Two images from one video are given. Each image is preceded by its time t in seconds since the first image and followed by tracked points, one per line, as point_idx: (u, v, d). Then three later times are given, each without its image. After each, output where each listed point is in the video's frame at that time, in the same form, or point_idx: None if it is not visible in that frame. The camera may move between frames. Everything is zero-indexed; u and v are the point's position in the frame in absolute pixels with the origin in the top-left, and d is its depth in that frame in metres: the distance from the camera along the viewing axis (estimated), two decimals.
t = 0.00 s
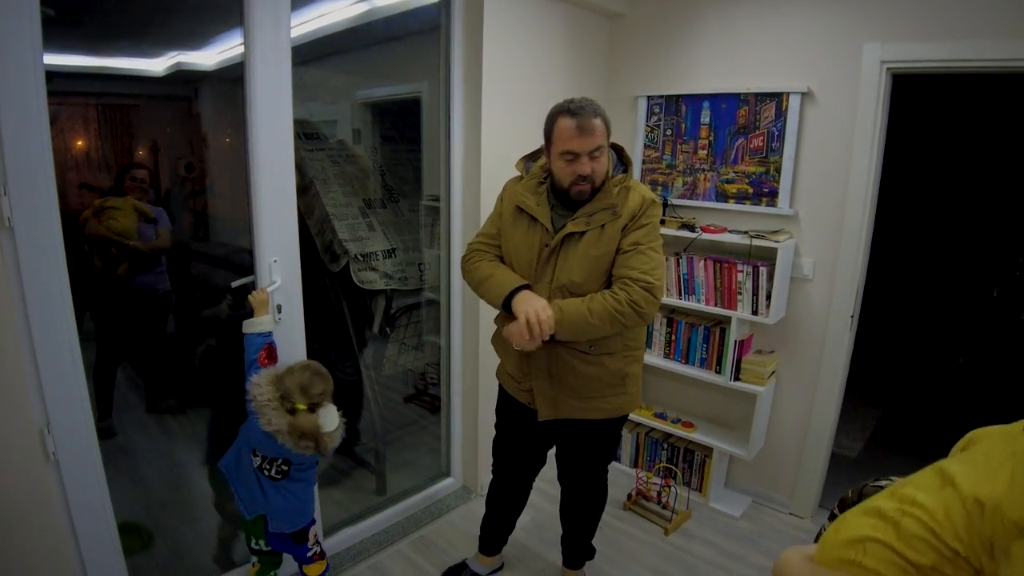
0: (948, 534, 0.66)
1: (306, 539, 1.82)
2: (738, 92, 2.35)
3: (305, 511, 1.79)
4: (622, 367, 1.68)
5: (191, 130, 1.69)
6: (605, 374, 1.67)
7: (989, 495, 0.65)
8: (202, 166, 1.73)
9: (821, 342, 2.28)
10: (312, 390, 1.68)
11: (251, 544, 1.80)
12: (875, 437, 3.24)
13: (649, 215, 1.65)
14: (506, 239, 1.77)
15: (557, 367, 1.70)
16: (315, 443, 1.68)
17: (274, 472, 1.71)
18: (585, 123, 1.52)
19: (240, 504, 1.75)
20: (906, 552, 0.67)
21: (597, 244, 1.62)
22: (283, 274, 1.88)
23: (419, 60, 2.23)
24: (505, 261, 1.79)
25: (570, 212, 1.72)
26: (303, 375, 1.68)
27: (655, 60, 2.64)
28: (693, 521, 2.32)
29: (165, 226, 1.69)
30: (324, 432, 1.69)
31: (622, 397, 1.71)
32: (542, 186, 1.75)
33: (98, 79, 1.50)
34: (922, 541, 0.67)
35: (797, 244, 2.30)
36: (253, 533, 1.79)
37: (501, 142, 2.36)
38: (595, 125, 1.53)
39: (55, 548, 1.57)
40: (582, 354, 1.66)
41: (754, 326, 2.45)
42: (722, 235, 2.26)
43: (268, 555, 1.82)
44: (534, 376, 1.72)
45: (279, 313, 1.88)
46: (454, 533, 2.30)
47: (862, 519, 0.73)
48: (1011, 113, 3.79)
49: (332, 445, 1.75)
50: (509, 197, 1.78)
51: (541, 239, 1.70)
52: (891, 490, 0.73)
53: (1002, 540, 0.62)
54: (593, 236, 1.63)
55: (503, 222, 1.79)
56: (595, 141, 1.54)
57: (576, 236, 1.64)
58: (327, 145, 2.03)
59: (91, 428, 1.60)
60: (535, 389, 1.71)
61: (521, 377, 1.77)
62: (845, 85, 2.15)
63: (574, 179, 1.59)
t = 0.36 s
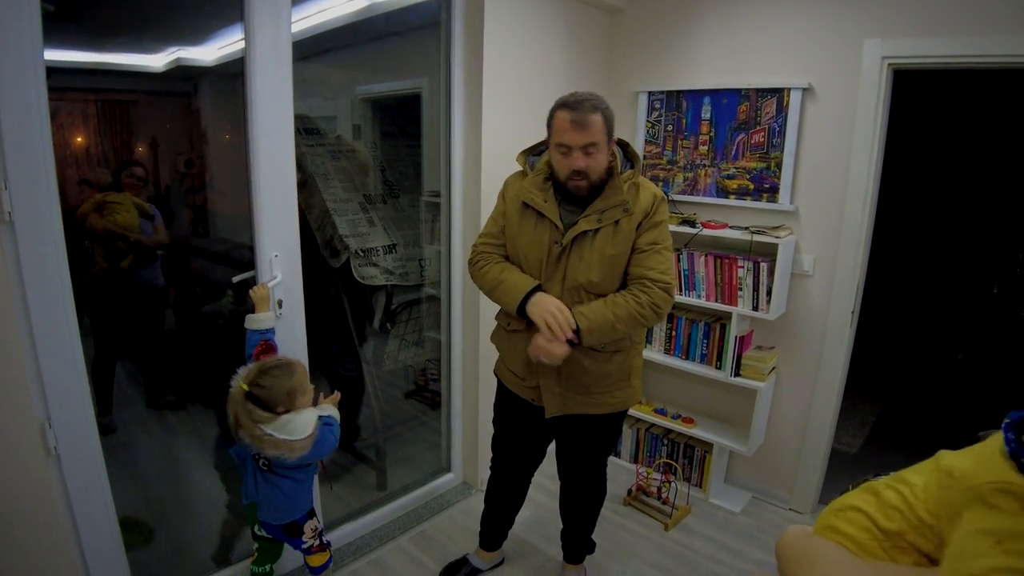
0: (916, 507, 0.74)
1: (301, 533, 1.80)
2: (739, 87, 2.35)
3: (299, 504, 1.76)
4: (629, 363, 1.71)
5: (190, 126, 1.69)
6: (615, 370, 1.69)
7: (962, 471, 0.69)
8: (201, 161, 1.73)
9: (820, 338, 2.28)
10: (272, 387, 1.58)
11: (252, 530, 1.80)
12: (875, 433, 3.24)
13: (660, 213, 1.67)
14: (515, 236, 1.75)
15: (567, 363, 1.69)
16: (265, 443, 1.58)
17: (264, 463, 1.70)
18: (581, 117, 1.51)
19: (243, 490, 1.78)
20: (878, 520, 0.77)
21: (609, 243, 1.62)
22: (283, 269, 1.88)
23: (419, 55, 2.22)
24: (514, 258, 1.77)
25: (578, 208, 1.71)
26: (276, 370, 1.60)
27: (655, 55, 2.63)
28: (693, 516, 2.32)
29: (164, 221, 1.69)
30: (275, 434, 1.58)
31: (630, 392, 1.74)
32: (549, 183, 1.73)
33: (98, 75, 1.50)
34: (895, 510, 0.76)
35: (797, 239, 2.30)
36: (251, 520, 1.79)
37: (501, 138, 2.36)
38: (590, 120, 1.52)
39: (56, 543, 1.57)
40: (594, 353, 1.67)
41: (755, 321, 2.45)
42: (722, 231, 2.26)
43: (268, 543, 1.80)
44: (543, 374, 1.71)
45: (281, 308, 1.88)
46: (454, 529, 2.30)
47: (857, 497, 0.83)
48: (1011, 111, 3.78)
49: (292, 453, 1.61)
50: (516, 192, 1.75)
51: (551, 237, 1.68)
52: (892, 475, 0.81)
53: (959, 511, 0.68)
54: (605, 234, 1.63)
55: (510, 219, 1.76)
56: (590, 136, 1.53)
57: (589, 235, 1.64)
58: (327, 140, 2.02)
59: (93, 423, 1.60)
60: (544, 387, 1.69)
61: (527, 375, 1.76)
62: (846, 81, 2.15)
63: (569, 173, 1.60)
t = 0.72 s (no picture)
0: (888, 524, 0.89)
1: (296, 534, 1.78)
2: (742, 83, 2.34)
3: (297, 505, 1.74)
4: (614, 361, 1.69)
5: (192, 122, 1.68)
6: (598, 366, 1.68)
7: (930, 488, 0.81)
8: (203, 158, 1.72)
9: (823, 334, 2.28)
10: (253, 385, 1.57)
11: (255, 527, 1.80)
12: (876, 430, 3.24)
13: (649, 205, 1.60)
14: (504, 229, 1.78)
15: (548, 357, 1.69)
16: (236, 444, 1.55)
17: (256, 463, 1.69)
18: (532, 109, 1.54)
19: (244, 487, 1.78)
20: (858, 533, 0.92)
21: (591, 235, 1.60)
22: (286, 264, 1.88)
23: (421, 51, 2.21)
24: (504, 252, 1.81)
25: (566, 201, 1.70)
26: (264, 371, 1.59)
27: (658, 51, 2.62)
28: (695, 512, 2.32)
29: (166, 217, 1.69)
30: (248, 436, 1.55)
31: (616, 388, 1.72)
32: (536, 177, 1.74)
33: (99, 71, 1.50)
34: (870, 523, 0.92)
35: (800, 236, 2.30)
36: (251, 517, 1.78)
37: (503, 133, 2.36)
38: (540, 112, 1.53)
39: (58, 538, 1.58)
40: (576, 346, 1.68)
41: (758, 318, 2.45)
42: (725, 227, 2.26)
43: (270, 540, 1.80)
44: (525, 366, 1.73)
45: (284, 303, 1.88)
46: (456, 524, 2.30)
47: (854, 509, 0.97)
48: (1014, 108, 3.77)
49: (260, 460, 1.56)
50: (505, 187, 1.78)
51: (534, 230, 1.69)
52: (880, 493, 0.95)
53: (916, 526, 0.82)
54: (586, 227, 1.60)
55: (499, 213, 1.80)
56: (541, 128, 1.54)
57: (570, 226, 1.62)
58: (330, 135, 2.02)
59: (95, 419, 1.60)
60: (526, 378, 1.72)
61: (510, 366, 1.78)
62: (849, 77, 2.14)
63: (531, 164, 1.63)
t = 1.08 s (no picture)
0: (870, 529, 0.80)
1: (301, 534, 1.77)
2: (751, 79, 2.35)
3: (304, 502, 1.74)
4: (596, 353, 1.66)
5: (196, 117, 1.69)
6: (581, 357, 1.66)
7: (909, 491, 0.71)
8: (206, 153, 1.73)
9: (830, 330, 2.29)
10: (256, 382, 1.56)
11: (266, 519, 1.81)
12: (882, 426, 3.25)
13: (630, 191, 1.50)
14: (499, 221, 1.82)
15: (533, 347, 1.70)
16: (238, 440, 1.55)
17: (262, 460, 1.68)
18: (513, 103, 1.57)
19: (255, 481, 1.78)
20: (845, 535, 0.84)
21: (572, 223, 1.58)
22: (298, 257, 1.89)
23: (429, 46, 2.22)
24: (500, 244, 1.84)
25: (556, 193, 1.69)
26: (267, 369, 1.58)
27: (665, 46, 2.63)
28: (701, 506, 2.34)
29: (170, 212, 1.70)
30: (248, 433, 1.55)
31: (600, 383, 1.69)
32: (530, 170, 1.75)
33: (104, 67, 1.50)
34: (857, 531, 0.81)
35: (807, 231, 2.31)
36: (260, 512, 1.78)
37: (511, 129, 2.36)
38: (521, 105, 1.55)
39: (69, 528, 1.60)
40: (558, 337, 1.66)
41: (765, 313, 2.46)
42: (734, 222, 2.26)
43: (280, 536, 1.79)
44: (513, 356, 1.75)
45: (296, 296, 1.89)
46: (463, 518, 2.31)
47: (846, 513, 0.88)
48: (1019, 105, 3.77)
49: (258, 458, 1.54)
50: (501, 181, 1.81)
51: (522, 221, 1.71)
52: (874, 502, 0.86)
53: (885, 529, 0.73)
54: (568, 215, 1.59)
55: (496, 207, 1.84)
56: (522, 120, 1.56)
57: (554, 216, 1.62)
58: (340, 130, 2.03)
59: (108, 412, 1.61)
60: (512, 368, 1.75)
61: (502, 355, 1.81)
62: (858, 73, 2.15)
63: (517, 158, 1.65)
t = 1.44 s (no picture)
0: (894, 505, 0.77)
1: (324, 513, 1.79)
2: (771, 68, 2.33)
3: (325, 483, 1.75)
4: (608, 338, 1.66)
5: (208, 107, 1.69)
6: (592, 342, 1.66)
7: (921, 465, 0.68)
8: (218, 143, 1.74)
9: (847, 321, 2.28)
10: (273, 363, 1.58)
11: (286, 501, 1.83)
12: (898, 420, 3.23)
13: (640, 172, 1.49)
14: (508, 208, 1.82)
15: (543, 332, 1.70)
16: (266, 417, 1.58)
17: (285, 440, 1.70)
18: (523, 87, 1.56)
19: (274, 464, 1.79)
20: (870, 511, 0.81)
21: (582, 208, 1.57)
22: (317, 242, 1.89)
23: (446, 35, 2.21)
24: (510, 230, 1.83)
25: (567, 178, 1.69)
26: (281, 350, 1.58)
27: (682, 36, 2.61)
28: (715, 497, 2.33)
29: (183, 201, 1.70)
30: (275, 410, 1.57)
31: (611, 367, 1.68)
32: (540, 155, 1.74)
33: (119, 55, 1.50)
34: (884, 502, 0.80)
35: (825, 222, 2.30)
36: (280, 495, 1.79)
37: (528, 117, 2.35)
38: (531, 90, 1.54)
39: (88, 510, 1.62)
40: (569, 321, 1.66)
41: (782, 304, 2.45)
42: (751, 212, 2.25)
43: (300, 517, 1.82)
44: (523, 341, 1.75)
45: (315, 281, 1.89)
46: (478, 505, 2.31)
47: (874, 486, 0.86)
48: None
49: (288, 432, 1.57)
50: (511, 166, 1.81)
51: (532, 206, 1.70)
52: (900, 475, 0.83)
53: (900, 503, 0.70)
54: (578, 200, 1.59)
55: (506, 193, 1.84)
56: (532, 105, 1.56)
57: (564, 200, 1.62)
58: (358, 117, 2.03)
59: (129, 398, 1.63)
60: (523, 353, 1.75)
61: (512, 341, 1.81)
62: (878, 63, 2.13)
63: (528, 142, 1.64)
